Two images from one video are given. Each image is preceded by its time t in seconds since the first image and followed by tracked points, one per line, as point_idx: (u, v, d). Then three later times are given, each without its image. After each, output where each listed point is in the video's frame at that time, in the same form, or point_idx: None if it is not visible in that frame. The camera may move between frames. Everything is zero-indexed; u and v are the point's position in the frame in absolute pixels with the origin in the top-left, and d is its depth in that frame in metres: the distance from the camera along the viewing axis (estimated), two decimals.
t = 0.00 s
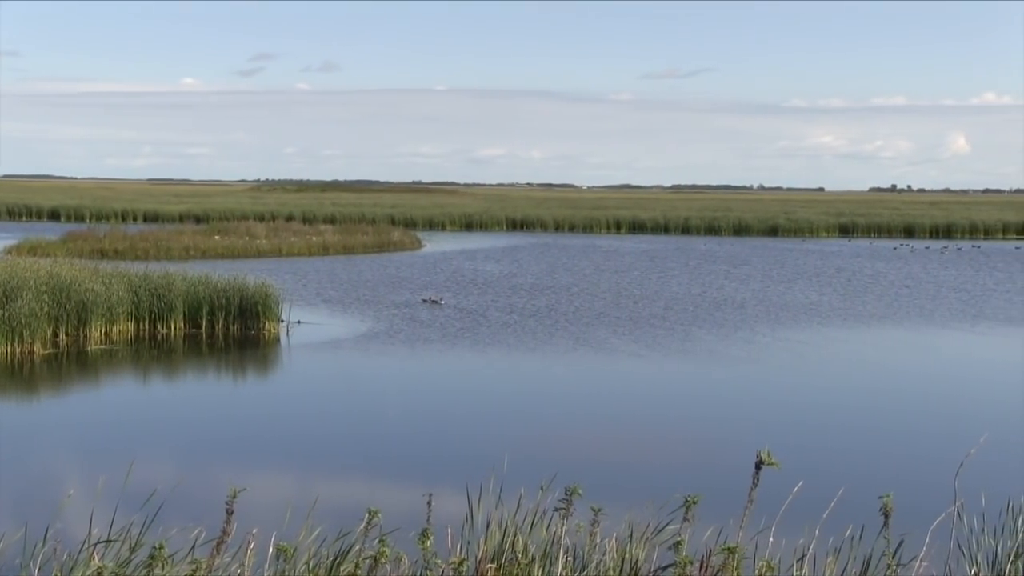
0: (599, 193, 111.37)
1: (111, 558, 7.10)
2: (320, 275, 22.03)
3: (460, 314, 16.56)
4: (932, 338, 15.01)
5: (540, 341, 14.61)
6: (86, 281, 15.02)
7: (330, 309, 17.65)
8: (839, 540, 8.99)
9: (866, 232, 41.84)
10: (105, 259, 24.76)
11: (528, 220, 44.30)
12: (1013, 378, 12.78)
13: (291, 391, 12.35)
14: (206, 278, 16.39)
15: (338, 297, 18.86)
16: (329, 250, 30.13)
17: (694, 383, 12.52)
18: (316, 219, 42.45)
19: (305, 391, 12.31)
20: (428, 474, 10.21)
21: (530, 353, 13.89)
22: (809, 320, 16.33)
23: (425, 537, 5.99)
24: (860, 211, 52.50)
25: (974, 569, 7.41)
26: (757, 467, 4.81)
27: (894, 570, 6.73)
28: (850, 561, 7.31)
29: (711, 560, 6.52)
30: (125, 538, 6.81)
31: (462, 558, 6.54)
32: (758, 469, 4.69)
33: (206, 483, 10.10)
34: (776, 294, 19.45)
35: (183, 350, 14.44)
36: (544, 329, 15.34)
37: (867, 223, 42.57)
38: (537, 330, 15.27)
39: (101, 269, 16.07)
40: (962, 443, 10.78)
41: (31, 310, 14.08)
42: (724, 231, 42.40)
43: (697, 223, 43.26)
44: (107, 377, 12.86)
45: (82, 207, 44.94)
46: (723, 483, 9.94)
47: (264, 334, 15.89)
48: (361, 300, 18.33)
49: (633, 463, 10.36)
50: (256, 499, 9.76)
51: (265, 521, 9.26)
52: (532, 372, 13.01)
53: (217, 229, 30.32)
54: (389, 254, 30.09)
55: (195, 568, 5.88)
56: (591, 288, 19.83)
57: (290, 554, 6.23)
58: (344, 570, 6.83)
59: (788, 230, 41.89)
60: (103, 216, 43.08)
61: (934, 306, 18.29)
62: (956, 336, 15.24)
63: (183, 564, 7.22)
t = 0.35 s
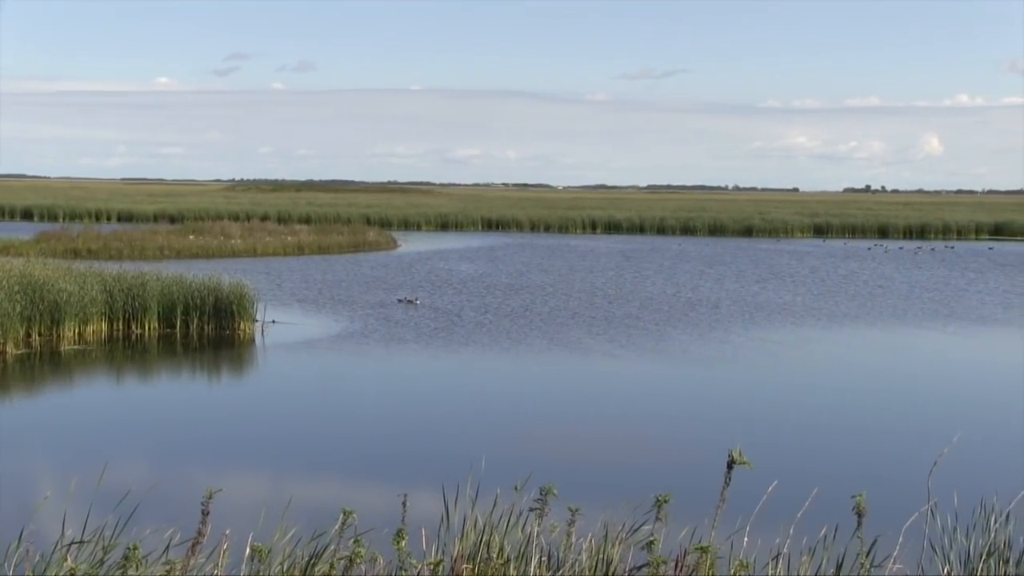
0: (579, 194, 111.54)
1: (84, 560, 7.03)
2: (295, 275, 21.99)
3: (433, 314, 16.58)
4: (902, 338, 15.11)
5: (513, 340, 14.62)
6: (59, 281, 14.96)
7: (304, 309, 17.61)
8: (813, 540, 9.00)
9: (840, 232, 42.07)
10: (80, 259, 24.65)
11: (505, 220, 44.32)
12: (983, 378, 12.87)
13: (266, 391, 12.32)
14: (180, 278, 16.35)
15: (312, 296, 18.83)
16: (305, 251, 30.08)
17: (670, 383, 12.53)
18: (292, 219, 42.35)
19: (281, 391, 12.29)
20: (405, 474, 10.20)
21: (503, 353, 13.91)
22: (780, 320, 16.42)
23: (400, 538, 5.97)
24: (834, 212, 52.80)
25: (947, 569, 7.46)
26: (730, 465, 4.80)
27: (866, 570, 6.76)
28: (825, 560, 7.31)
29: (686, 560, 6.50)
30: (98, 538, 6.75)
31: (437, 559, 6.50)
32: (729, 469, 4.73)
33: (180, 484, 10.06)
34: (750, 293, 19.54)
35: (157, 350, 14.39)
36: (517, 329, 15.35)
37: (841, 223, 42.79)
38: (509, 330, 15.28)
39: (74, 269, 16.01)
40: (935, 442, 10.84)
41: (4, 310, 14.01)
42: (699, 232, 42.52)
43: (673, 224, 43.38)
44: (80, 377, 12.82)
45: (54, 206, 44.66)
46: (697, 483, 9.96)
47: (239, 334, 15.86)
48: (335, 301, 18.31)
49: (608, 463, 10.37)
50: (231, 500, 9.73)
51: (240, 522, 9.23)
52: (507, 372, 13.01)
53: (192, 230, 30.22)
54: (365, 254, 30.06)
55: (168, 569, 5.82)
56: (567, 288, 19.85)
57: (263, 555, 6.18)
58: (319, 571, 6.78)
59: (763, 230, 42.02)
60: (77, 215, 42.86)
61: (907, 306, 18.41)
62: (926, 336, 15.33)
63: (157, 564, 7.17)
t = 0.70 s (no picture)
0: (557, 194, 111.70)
1: (56, 561, 6.96)
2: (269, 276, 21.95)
3: (406, 315, 16.59)
4: (873, 338, 15.22)
5: (484, 340, 14.65)
6: (31, 281, 14.89)
7: (277, 310, 17.58)
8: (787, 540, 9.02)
9: (814, 232, 42.36)
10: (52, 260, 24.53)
11: (479, 220, 44.32)
12: (952, 377, 12.98)
13: (239, 392, 12.30)
14: (153, 278, 16.30)
15: (285, 297, 18.80)
16: (279, 251, 30.02)
17: (644, 384, 12.57)
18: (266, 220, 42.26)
19: (254, 392, 12.27)
20: (379, 474, 10.19)
21: (474, 353, 13.93)
22: (752, 320, 16.51)
23: (374, 539, 5.93)
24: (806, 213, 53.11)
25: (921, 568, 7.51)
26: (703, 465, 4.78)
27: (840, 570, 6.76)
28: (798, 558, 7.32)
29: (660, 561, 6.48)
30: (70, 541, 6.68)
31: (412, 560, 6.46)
32: (704, 470, 4.70)
33: (153, 486, 10.02)
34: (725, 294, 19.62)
35: (130, 350, 14.35)
36: (490, 329, 15.37)
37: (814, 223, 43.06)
38: (480, 330, 15.31)
39: (47, 270, 15.94)
40: (906, 443, 10.90)
41: None
42: (673, 233, 42.69)
43: (647, 225, 43.54)
44: (53, 378, 12.76)
45: (26, 207, 44.40)
46: (671, 483, 9.97)
47: (213, 334, 15.83)
48: (309, 301, 18.29)
49: (582, 463, 10.39)
50: (204, 501, 9.69)
51: (213, 524, 9.19)
52: (480, 372, 13.04)
53: (165, 230, 30.12)
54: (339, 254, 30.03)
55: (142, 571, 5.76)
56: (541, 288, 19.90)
57: (238, 557, 6.13)
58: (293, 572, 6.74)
59: (737, 231, 42.24)
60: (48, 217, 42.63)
61: (879, 306, 18.56)
62: (897, 335, 15.44)
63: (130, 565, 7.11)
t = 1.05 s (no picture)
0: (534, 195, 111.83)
1: (22, 563, 6.86)
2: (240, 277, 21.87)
3: (375, 315, 16.59)
4: (840, 338, 15.32)
5: (450, 340, 14.67)
6: None
7: (246, 312, 17.51)
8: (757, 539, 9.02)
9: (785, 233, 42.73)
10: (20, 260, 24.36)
11: (450, 220, 44.34)
12: (919, 377, 13.08)
13: (208, 393, 12.26)
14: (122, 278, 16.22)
15: (254, 298, 18.74)
16: (248, 252, 29.93)
17: (612, 384, 12.59)
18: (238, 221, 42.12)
19: (223, 394, 12.23)
20: (348, 476, 10.16)
21: (440, 353, 13.94)
22: (720, 320, 16.60)
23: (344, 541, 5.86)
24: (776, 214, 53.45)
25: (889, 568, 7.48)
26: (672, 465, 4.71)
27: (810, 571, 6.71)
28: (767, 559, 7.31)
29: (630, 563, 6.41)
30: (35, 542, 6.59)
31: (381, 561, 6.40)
32: (672, 468, 4.66)
33: (121, 487, 9.95)
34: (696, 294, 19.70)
35: (98, 351, 14.28)
36: (457, 330, 15.39)
37: (784, 226, 43.37)
38: (447, 330, 15.33)
39: (14, 270, 15.85)
40: (875, 442, 10.95)
41: None
42: (644, 234, 42.80)
43: (618, 226, 43.71)
44: (20, 379, 12.67)
45: None
46: (640, 484, 9.98)
47: (181, 335, 15.76)
48: (278, 302, 18.24)
49: (551, 463, 10.39)
50: (173, 503, 9.63)
51: (183, 525, 9.13)
52: (449, 372, 13.05)
53: (134, 231, 30.02)
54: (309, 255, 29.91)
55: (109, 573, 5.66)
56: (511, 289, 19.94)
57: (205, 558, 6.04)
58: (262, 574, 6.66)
59: (708, 232, 42.48)
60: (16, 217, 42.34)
61: (847, 306, 18.68)
62: (864, 335, 15.55)
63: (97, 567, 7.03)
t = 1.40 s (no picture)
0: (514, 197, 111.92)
1: None
2: (206, 279, 21.55)
3: (344, 317, 16.55)
4: (807, 338, 15.38)
5: (418, 341, 14.68)
6: None
7: (215, 313, 17.44)
8: (727, 540, 9.03)
9: (753, 236, 42.82)
10: None
11: (417, 224, 44.58)
12: (883, 377, 13.18)
13: (175, 396, 12.20)
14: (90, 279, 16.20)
15: (223, 299, 18.70)
16: (216, 254, 29.79)
17: (581, 385, 12.60)
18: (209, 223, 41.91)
19: (190, 397, 12.18)
20: (317, 478, 10.13)
21: (406, 355, 13.93)
22: (688, 321, 16.66)
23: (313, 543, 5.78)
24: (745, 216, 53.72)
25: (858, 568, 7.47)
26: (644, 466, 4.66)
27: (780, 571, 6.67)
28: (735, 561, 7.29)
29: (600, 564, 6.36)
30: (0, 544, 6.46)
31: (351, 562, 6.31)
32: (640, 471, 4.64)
33: (88, 489, 9.87)
34: (666, 296, 19.71)
35: (65, 352, 14.34)
36: (424, 331, 15.40)
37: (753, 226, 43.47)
38: (414, 332, 15.34)
39: None
40: (842, 443, 11.02)
41: None
42: (612, 237, 42.82)
43: (586, 227, 43.76)
44: None
45: None
46: (610, 485, 9.98)
47: (149, 337, 15.67)
48: (247, 304, 18.17)
49: (520, 464, 10.39)
50: (140, 506, 9.55)
51: (150, 528, 9.06)
52: (416, 373, 13.04)
53: (101, 231, 30.07)
54: (279, 258, 29.33)
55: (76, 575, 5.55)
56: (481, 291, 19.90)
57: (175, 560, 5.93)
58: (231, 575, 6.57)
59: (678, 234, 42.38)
60: None
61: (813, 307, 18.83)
62: (831, 336, 15.63)
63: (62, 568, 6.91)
